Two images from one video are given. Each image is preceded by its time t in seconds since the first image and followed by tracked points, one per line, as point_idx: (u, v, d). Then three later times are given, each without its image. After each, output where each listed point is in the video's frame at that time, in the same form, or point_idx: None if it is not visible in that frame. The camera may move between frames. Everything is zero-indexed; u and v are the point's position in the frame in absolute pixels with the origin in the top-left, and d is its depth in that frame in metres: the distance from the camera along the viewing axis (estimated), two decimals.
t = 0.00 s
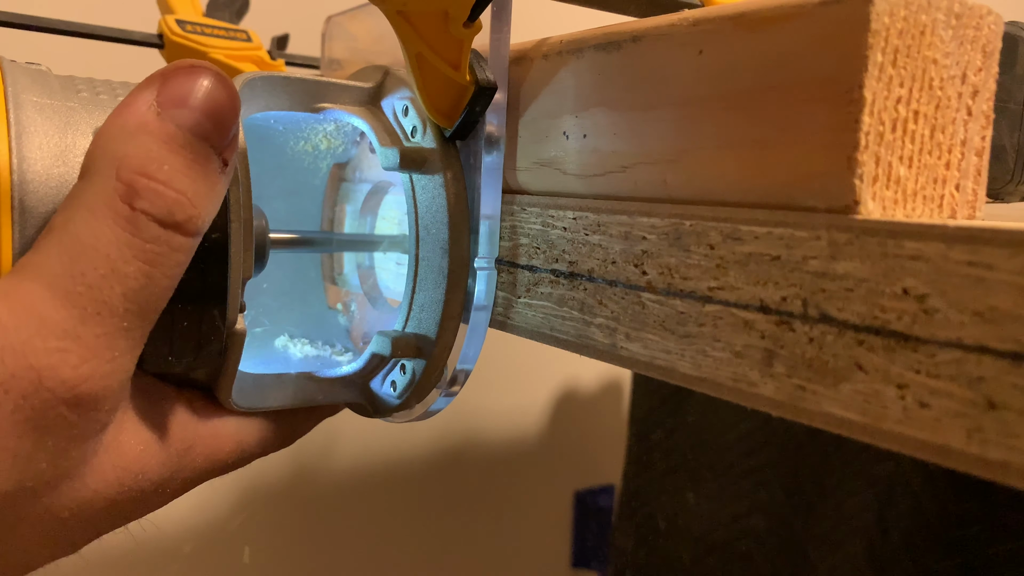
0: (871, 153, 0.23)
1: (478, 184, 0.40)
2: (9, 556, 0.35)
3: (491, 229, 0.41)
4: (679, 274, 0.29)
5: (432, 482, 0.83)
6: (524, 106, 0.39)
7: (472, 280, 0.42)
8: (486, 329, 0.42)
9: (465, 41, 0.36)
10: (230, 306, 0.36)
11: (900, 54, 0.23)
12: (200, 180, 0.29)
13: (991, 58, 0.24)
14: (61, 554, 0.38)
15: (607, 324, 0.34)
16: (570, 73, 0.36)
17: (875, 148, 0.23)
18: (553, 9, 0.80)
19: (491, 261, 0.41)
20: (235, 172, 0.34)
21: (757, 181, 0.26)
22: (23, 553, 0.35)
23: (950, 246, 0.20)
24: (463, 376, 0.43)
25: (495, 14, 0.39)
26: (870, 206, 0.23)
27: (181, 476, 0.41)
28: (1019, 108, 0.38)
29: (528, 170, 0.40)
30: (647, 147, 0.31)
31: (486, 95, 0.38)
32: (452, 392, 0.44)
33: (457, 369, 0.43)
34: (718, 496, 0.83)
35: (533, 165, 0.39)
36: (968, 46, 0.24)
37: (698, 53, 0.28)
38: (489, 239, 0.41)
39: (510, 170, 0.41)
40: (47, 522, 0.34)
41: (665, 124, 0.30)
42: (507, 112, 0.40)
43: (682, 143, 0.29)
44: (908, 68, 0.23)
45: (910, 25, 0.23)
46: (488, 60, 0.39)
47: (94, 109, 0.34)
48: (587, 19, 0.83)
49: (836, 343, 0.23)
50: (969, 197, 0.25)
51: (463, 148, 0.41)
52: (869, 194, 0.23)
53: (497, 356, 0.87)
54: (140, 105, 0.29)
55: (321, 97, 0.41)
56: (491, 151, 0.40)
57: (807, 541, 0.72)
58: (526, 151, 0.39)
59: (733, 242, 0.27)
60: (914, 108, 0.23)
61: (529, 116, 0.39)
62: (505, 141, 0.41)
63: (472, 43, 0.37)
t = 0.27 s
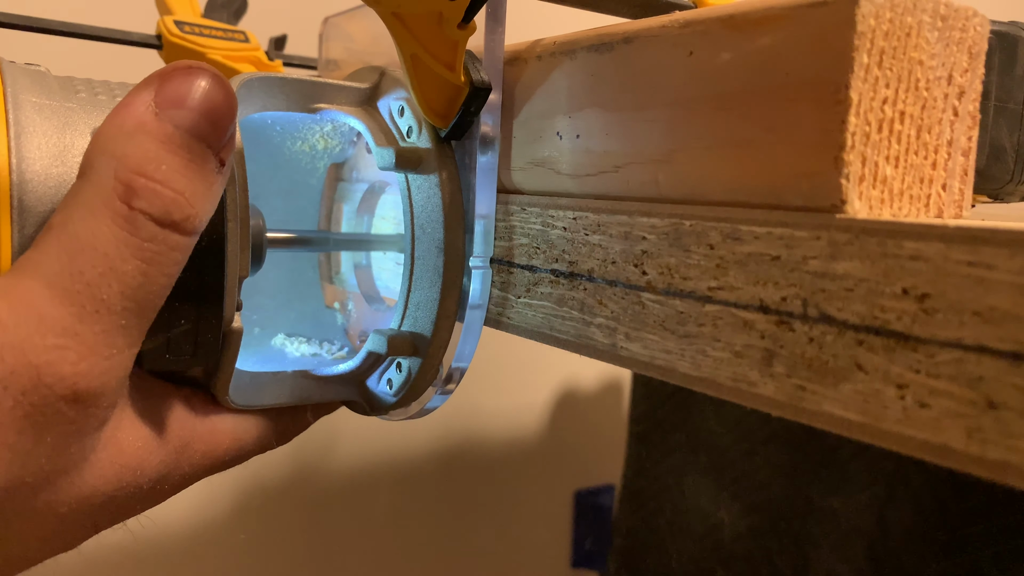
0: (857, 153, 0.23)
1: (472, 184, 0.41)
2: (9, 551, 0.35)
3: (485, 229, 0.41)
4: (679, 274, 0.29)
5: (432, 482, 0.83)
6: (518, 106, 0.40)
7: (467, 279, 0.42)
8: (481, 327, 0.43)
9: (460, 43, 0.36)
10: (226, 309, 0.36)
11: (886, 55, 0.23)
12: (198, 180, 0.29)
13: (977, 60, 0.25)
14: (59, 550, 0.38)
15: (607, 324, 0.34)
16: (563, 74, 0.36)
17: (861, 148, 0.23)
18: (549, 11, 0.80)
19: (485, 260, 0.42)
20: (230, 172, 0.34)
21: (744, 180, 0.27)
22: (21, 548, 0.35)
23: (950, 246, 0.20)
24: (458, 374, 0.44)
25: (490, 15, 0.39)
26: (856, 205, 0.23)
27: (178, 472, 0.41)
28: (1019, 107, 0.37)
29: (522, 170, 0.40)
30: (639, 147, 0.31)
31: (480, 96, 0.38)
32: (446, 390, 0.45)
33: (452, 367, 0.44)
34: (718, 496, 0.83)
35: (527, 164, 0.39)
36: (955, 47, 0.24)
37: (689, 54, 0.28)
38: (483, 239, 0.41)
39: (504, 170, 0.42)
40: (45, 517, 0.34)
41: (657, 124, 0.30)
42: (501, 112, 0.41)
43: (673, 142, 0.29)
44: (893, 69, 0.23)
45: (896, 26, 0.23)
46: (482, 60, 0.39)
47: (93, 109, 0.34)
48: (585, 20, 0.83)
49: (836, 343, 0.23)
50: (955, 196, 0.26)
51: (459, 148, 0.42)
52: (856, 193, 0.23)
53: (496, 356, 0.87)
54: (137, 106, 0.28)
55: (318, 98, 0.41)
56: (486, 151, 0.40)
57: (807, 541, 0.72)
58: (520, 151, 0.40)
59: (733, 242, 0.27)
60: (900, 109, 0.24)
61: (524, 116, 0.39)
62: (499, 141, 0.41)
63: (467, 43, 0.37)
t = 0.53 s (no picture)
0: (850, 152, 0.23)
1: (470, 184, 0.41)
2: (7, 549, 0.35)
3: (483, 228, 0.41)
4: (679, 274, 0.29)
5: (432, 482, 0.83)
6: (516, 106, 0.40)
7: (464, 278, 0.42)
8: (478, 326, 0.43)
9: (456, 43, 0.36)
10: (225, 308, 0.36)
11: (878, 55, 0.23)
12: (197, 180, 0.29)
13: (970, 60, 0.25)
14: (58, 547, 0.38)
15: (607, 324, 0.34)
16: (559, 74, 0.36)
17: (853, 148, 0.23)
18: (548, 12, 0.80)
19: (483, 260, 0.42)
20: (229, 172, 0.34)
21: (737, 180, 0.27)
22: (21, 545, 0.35)
23: (950, 246, 0.20)
24: (456, 372, 0.44)
25: (487, 15, 0.39)
26: (849, 204, 0.23)
27: (177, 470, 0.42)
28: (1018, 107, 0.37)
29: (519, 170, 0.40)
30: (638, 147, 0.31)
31: (477, 96, 0.38)
32: (445, 388, 0.45)
33: (450, 366, 0.44)
34: (718, 496, 0.83)
35: (523, 164, 0.39)
36: (948, 48, 0.24)
37: (684, 55, 0.29)
38: (480, 238, 0.42)
39: (501, 170, 0.42)
40: (45, 514, 0.34)
41: (653, 124, 0.30)
42: (498, 113, 0.41)
43: (668, 143, 0.30)
44: (886, 70, 0.23)
45: (888, 27, 0.23)
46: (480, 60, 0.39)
47: (92, 110, 0.34)
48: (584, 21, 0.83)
49: (836, 343, 0.23)
50: (948, 196, 0.26)
51: (456, 147, 0.41)
52: (848, 192, 0.24)
53: (495, 356, 0.87)
54: (137, 106, 0.28)
55: (316, 98, 0.41)
56: (483, 151, 0.40)
57: (807, 541, 0.72)
58: (517, 151, 0.40)
59: (733, 242, 0.27)
60: (893, 109, 0.24)
61: (521, 116, 0.39)
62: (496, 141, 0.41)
63: (464, 45, 0.36)
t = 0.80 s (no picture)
0: (843, 152, 0.24)
1: (467, 183, 0.41)
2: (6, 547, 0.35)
3: (480, 228, 0.42)
4: (679, 274, 0.29)
5: (432, 481, 0.83)
6: (513, 107, 0.40)
7: (462, 278, 0.42)
8: (476, 326, 0.43)
9: (454, 45, 0.36)
10: (224, 307, 0.36)
11: (871, 56, 0.23)
12: (197, 180, 0.29)
13: (963, 61, 0.25)
14: (58, 545, 0.38)
15: (607, 324, 0.34)
16: (556, 75, 0.36)
17: (847, 148, 0.24)
18: (546, 12, 0.80)
19: (481, 259, 0.42)
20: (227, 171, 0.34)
21: (731, 178, 0.27)
22: (20, 543, 0.35)
23: (950, 246, 0.20)
24: (454, 371, 0.44)
25: (484, 16, 0.40)
26: (843, 203, 0.24)
27: (177, 469, 0.42)
28: (1018, 107, 0.38)
29: (516, 170, 0.40)
30: (635, 147, 0.32)
31: (476, 96, 0.38)
32: (442, 387, 0.45)
33: (448, 365, 0.44)
34: (718, 495, 0.83)
35: (521, 164, 0.39)
36: (940, 49, 0.24)
37: (679, 55, 0.29)
38: (478, 238, 0.42)
39: (499, 170, 0.42)
40: (45, 512, 0.34)
41: (650, 125, 0.31)
42: (496, 113, 0.41)
43: (663, 142, 0.30)
44: (879, 70, 0.23)
45: (881, 28, 0.23)
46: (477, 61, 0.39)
47: (91, 110, 0.34)
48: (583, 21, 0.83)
49: (836, 342, 0.23)
50: (942, 195, 0.25)
51: (454, 148, 0.41)
52: (842, 192, 0.24)
53: (495, 356, 0.87)
54: (137, 106, 0.29)
55: (315, 98, 0.41)
56: (480, 151, 0.41)
57: (807, 541, 0.72)
58: (514, 151, 0.40)
59: (733, 242, 0.27)
60: (885, 109, 0.24)
61: (519, 116, 0.40)
62: (494, 140, 0.41)
63: (462, 44, 0.36)
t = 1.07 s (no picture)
0: (839, 152, 0.24)
1: (465, 183, 0.41)
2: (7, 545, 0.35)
3: (479, 227, 0.41)
4: (679, 274, 0.29)
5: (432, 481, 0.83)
6: (512, 107, 0.40)
7: (461, 277, 0.42)
8: (475, 325, 0.43)
9: (452, 44, 0.37)
10: (224, 306, 0.36)
11: (868, 56, 0.23)
12: (196, 179, 0.30)
13: (960, 61, 0.25)
14: (58, 543, 0.38)
15: (607, 324, 0.34)
16: (555, 75, 0.36)
17: (843, 148, 0.24)
18: (545, 12, 0.80)
19: (480, 259, 0.42)
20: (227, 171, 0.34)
21: (728, 178, 0.27)
22: (21, 542, 0.35)
23: (950, 246, 0.20)
24: (453, 370, 0.44)
25: (483, 16, 0.40)
26: (839, 203, 0.24)
27: (176, 467, 0.42)
28: (1018, 107, 0.38)
29: (514, 170, 0.40)
30: (633, 147, 0.32)
31: (473, 96, 0.38)
32: (441, 387, 0.44)
33: (446, 364, 0.43)
34: (718, 495, 0.83)
35: (519, 164, 0.40)
36: (936, 49, 0.24)
37: (677, 55, 0.29)
38: (477, 237, 0.42)
39: (498, 169, 0.42)
40: (45, 510, 0.34)
41: (648, 125, 0.31)
42: (494, 113, 0.41)
43: (660, 142, 0.30)
44: (875, 70, 0.24)
45: (878, 28, 0.23)
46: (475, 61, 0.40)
47: (91, 109, 0.34)
48: (582, 22, 0.83)
49: (836, 342, 0.23)
50: (938, 196, 0.26)
51: (453, 148, 0.41)
52: (838, 191, 0.24)
53: (495, 356, 0.87)
54: (136, 105, 0.29)
55: (314, 98, 0.41)
56: (479, 150, 0.41)
57: (807, 541, 0.72)
58: (513, 151, 0.40)
59: (733, 242, 0.27)
60: (882, 109, 0.24)
61: (518, 116, 0.40)
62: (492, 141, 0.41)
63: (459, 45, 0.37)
